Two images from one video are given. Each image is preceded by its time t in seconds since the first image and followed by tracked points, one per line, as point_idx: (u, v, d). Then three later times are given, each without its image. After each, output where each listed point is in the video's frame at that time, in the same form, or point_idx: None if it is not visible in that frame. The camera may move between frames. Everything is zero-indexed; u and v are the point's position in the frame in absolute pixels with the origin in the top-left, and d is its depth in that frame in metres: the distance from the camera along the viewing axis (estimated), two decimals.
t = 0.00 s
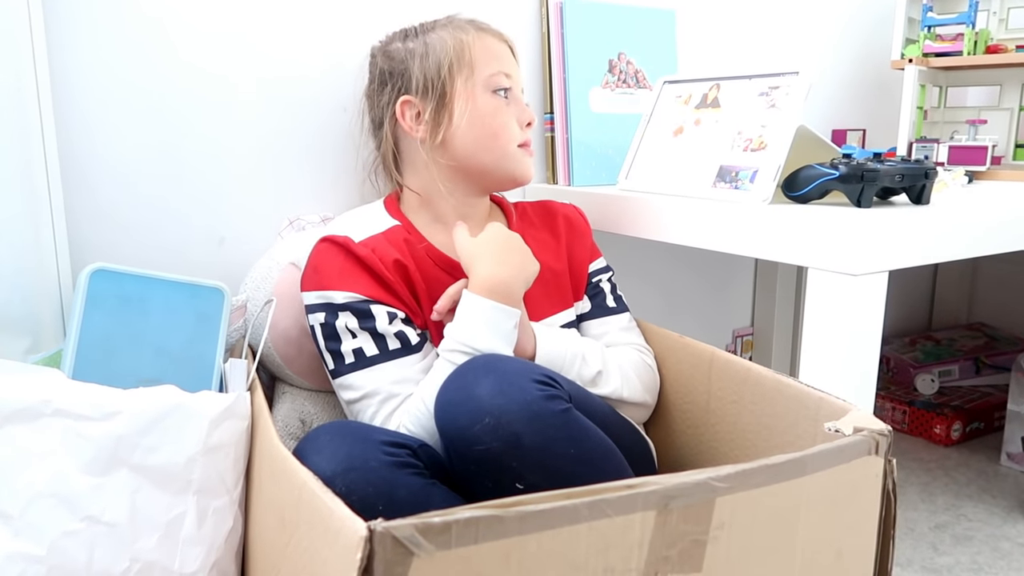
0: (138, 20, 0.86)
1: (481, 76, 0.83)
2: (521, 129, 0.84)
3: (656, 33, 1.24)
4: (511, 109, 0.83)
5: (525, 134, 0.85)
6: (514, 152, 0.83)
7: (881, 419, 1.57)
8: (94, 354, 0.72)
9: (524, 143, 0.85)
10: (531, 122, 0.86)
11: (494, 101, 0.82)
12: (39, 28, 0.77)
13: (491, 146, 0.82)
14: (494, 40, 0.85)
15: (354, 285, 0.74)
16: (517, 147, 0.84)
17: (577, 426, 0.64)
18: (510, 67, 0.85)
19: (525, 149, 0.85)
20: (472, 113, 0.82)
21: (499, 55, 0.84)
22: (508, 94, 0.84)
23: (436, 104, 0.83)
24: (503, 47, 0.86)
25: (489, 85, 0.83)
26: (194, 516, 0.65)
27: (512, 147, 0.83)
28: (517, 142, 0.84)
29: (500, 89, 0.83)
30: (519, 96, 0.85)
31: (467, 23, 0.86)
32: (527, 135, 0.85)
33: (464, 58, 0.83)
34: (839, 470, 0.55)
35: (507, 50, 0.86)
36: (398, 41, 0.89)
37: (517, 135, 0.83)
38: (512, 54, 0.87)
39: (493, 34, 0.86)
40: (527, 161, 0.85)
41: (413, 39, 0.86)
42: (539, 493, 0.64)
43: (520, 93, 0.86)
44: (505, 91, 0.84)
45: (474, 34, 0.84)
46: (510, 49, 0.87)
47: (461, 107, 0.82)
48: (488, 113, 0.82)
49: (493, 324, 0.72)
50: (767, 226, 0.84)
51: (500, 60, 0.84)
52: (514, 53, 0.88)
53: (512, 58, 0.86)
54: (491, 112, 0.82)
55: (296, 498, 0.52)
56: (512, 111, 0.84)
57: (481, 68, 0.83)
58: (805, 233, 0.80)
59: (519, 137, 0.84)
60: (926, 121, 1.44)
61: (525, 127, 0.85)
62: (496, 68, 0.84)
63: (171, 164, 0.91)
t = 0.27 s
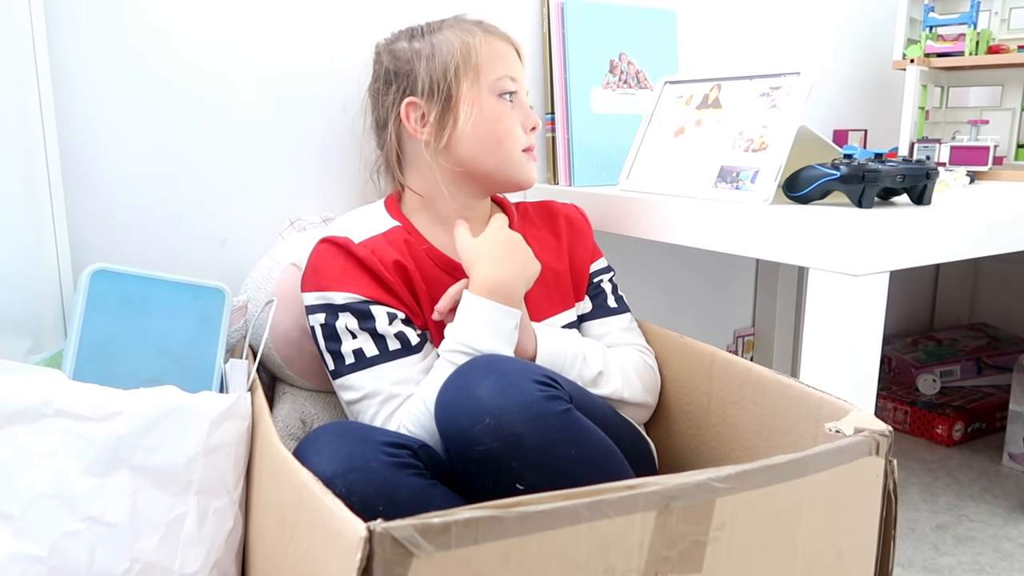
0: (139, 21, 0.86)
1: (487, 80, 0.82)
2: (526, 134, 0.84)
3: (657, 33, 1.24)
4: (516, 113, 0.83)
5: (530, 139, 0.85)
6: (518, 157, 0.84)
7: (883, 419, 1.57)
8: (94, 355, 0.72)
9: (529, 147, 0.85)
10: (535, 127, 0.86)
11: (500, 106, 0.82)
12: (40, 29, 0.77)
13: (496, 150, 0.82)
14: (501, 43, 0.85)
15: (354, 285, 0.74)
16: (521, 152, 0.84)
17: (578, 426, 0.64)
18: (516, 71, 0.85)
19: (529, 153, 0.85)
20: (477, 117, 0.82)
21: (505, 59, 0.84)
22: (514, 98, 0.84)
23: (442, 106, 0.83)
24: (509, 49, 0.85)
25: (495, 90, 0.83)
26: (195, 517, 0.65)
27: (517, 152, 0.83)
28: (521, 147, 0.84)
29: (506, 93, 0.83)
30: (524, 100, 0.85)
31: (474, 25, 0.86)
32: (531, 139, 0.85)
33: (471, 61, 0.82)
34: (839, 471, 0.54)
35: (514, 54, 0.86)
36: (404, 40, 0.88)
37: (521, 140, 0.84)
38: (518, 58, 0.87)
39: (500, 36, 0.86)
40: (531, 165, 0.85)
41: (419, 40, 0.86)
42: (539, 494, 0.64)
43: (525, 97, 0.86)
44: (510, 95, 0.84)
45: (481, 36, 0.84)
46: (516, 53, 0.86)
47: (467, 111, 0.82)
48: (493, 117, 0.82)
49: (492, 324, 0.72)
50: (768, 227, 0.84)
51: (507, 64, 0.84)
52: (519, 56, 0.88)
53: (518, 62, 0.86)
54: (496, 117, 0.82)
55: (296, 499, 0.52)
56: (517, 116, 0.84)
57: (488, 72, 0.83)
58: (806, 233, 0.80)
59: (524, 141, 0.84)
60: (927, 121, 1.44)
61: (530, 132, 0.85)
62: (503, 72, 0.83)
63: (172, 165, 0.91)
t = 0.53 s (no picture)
0: (140, 21, 0.86)
1: (495, 83, 0.82)
2: (532, 137, 0.84)
3: (658, 33, 1.24)
4: (523, 116, 0.84)
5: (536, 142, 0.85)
6: (525, 161, 0.84)
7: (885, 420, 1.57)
8: (96, 354, 0.72)
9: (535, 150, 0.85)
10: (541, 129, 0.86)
11: (508, 109, 0.82)
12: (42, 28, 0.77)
13: (503, 154, 0.83)
14: (508, 44, 0.85)
15: (356, 285, 0.74)
16: (528, 155, 0.84)
17: (580, 426, 0.64)
18: (523, 73, 0.85)
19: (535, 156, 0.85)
20: (485, 121, 0.82)
21: (512, 61, 0.84)
22: (520, 101, 0.84)
23: (449, 109, 0.82)
24: (516, 51, 0.85)
25: (503, 93, 0.83)
26: (196, 516, 0.65)
27: (524, 155, 0.84)
28: (528, 151, 0.84)
29: (513, 96, 0.83)
30: (530, 102, 0.85)
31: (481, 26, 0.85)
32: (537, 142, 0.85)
33: (479, 63, 0.82)
34: (842, 471, 0.54)
35: (521, 56, 0.86)
36: (411, 38, 0.87)
37: (528, 143, 0.84)
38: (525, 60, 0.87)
39: (508, 38, 0.85)
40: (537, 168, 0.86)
41: (426, 40, 0.85)
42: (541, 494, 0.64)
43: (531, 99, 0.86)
44: (517, 98, 0.84)
45: (489, 38, 0.84)
46: (522, 55, 0.86)
47: (474, 114, 0.82)
48: (501, 121, 0.82)
49: (494, 324, 0.72)
50: (770, 227, 0.84)
51: (514, 67, 0.84)
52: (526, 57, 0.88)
53: (525, 63, 0.86)
54: (504, 120, 0.82)
55: (298, 499, 0.52)
56: (524, 119, 0.84)
57: (495, 75, 0.83)
58: (808, 233, 0.80)
59: (531, 145, 0.84)
60: (929, 122, 1.44)
61: (536, 135, 0.85)
62: (510, 74, 0.83)
63: (174, 165, 0.91)
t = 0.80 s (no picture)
0: (141, 20, 0.86)
1: (501, 85, 0.82)
2: (536, 139, 0.85)
3: (660, 32, 1.24)
4: (528, 118, 0.84)
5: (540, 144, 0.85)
6: (529, 163, 0.84)
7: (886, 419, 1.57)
8: (97, 353, 0.72)
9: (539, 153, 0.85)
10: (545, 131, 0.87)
11: (513, 111, 0.82)
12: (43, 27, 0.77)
13: (508, 157, 0.83)
14: (515, 45, 0.84)
15: (357, 284, 0.74)
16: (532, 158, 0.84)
17: (580, 425, 0.64)
18: (528, 74, 0.85)
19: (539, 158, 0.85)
20: (490, 123, 0.82)
21: (518, 62, 0.84)
22: (526, 103, 0.84)
23: (455, 110, 0.82)
24: (522, 52, 0.85)
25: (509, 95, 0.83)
26: (197, 515, 0.65)
27: (529, 158, 0.84)
28: (532, 153, 0.84)
29: (518, 98, 0.83)
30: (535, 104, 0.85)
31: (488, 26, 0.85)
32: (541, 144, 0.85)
33: (485, 65, 0.82)
34: (843, 471, 0.54)
35: (527, 58, 0.86)
36: (417, 37, 0.87)
37: (533, 146, 0.84)
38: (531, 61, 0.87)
39: (514, 39, 0.85)
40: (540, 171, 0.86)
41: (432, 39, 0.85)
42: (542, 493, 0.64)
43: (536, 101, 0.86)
44: (522, 100, 0.84)
45: (495, 39, 0.83)
46: (528, 56, 0.86)
47: (480, 116, 0.82)
48: (507, 123, 0.82)
49: (495, 323, 0.72)
50: (771, 226, 0.84)
51: (520, 69, 0.84)
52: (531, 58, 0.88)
53: (531, 65, 0.86)
54: (509, 123, 0.82)
55: (299, 498, 0.52)
56: (530, 121, 0.84)
57: (501, 77, 0.83)
58: (809, 232, 0.80)
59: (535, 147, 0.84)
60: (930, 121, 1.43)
61: (540, 137, 0.85)
62: (516, 76, 0.83)
63: (175, 164, 0.91)
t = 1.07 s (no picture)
0: (145, 20, 0.87)
1: (507, 87, 0.83)
2: (541, 142, 0.85)
3: (662, 32, 1.24)
4: (534, 120, 0.84)
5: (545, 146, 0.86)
6: (533, 166, 0.84)
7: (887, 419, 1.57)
8: (102, 351, 0.72)
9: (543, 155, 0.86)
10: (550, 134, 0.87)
11: (519, 114, 0.83)
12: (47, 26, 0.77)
13: (512, 159, 0.83)
14: (521, 47, 0.85)
15: (360, 283, 0.75)
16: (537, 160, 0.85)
17: (583, 424, 0.64)
18: (534, 76, 0.85)
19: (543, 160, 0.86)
20: (495, 125, 0.82)
21: (525, 64, 0.84)
22: (531, 105, 0.84)
23: (460, 112, 0.82)
24: (529, 54, 0.85)
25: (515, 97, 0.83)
26: (201, 513, 0.65)
27: (533, 161, 0.84)
28: (537, 156, 0.84)
29: (524, 100, 0.84)
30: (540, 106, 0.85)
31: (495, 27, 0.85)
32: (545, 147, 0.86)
33: (492, 67, 0.82)
34: (845, 470, 0.55)
35: (533, 60, 0.86)
36: (423, 36, 0.87)
37: (537, 148, 0.84)
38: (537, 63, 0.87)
39: (521, 40, 0.85)
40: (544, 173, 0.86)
41: (439, 40, 0.85)
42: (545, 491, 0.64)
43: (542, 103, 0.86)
44: (528, 102, 0.84)
45: (502, 40, 0.84)
46: (535, 58, 0.87)
47: (485, 118, 0.82)
48: (512, 126, 0.82)
49: (498, 322, 0.72)
50: (773, 226, 0.84)
51: (527, 71, 0.84)
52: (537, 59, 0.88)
53: (537, 67, 0.86)
54: (514, 125, 0.82)
55: (303, 496, 0.52)
56: (535, 124, 0.84)
57: (508, 79, 0.83)
58: (812, 232, 0.80)
59: (540, 150, 0.85)
60: (933, 121, 1.43)
61: (545, 140, 0.85)
62: (523, 78, 0.84)
63: (178, 163, 0.92)
